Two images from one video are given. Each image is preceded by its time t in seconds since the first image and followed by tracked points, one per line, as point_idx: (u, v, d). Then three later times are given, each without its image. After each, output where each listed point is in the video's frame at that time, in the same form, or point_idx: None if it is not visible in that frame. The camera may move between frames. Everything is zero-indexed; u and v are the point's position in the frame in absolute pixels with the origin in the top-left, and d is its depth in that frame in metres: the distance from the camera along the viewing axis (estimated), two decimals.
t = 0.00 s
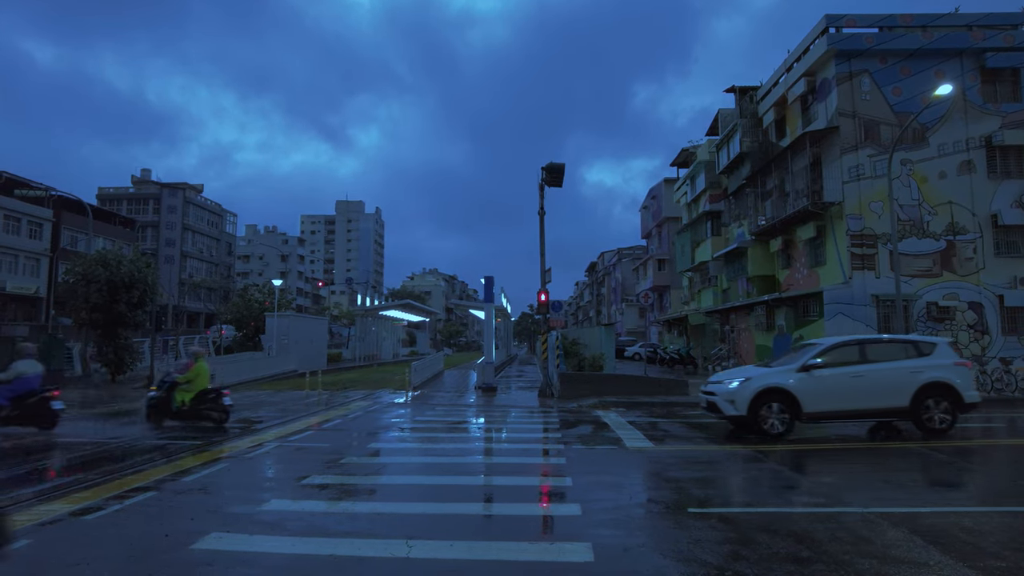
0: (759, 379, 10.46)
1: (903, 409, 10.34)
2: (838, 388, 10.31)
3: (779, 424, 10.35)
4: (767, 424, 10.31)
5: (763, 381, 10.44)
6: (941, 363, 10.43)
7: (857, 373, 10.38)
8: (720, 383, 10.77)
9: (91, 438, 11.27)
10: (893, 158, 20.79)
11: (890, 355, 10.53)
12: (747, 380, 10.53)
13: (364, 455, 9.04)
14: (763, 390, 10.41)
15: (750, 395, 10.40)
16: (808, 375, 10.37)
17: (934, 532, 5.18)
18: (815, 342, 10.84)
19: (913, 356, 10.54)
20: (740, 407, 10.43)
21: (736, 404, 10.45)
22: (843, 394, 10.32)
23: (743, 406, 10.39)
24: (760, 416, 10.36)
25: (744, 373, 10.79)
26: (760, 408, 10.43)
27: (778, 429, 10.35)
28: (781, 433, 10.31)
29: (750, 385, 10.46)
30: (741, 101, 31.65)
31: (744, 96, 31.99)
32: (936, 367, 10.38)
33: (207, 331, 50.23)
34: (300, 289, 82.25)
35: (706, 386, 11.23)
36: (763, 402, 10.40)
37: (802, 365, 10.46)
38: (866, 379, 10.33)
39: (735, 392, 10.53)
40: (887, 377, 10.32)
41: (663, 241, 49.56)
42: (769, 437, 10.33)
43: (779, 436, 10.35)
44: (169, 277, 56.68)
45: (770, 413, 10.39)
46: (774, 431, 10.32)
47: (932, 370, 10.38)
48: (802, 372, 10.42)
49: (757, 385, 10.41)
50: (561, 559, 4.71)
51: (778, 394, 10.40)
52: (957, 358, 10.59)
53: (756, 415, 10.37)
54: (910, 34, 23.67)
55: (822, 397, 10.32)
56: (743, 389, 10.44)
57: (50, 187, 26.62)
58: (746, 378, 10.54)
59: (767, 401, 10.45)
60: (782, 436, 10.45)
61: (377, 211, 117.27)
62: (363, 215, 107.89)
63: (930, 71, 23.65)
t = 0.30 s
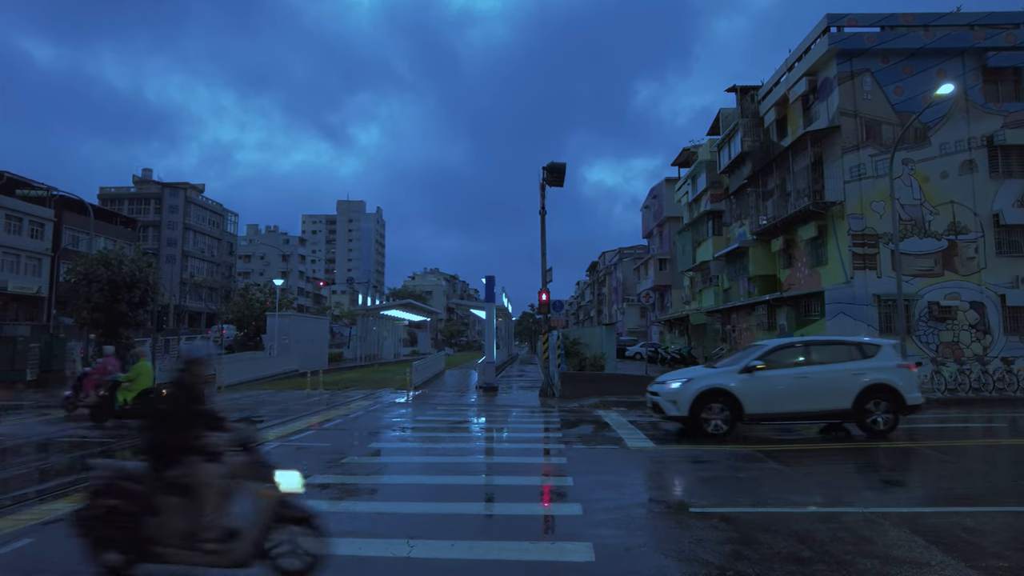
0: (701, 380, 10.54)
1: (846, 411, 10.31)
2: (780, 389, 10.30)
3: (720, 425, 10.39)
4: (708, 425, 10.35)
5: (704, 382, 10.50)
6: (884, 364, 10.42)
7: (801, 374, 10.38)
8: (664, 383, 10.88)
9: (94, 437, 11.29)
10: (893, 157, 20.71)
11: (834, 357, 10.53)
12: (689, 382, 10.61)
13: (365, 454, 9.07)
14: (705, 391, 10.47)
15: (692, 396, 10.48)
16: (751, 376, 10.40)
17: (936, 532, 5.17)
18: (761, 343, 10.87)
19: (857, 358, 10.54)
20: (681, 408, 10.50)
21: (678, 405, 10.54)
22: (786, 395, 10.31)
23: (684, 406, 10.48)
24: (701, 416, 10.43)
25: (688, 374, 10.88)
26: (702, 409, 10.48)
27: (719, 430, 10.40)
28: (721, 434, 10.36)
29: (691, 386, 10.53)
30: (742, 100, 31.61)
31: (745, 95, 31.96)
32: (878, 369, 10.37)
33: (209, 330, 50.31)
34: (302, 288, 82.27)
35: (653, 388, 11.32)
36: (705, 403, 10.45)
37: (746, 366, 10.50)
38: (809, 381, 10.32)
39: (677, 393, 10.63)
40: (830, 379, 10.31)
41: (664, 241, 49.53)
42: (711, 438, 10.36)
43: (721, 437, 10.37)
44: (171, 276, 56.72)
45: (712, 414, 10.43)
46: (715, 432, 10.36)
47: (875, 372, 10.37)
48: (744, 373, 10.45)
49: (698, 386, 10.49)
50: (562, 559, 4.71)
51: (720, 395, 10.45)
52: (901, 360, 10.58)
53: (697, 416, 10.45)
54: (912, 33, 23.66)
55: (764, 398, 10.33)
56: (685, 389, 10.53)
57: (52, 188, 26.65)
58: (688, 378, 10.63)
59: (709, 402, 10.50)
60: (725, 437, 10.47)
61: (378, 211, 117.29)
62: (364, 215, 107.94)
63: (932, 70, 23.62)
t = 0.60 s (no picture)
0: (637, 379, 10.60)
1: (783, 411, 10.24)
2: (715, 388, 10.28)
3: (656, 425, 10.38)
4: (643, 423, 10.35)
5: (640, 381, 10.56)
6: (821, 364, 10.34)
7: (737, 374, 10.34)
8: (603, 383, 10.96)
9: (98, 436, 11.33)
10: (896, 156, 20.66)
11: (772, 357, 10.48)
12: (625, 381, 10.69)
13: (366, 453, 9.10)
14: (640, 390, 10.52)
15: (628, 395, 10.54)
16: (686, 376, 10.41)
17: (938, 532, 5.16)
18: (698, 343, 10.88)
19: (794, 358, 10.48)
20: (617, 406, 10.56)
21: (614, 403, 10.60)
22: (721, 395, 10.28)
23: (621, 405, 10.54)
24: (637, 416, 10.45)
25: (627, 374, 10.95)
26: (637, 407, 10.52)
27: (655, 429, 10.37)
28: (656, 434, 10.33)
29: (627, 385, 10.59)
30: (743, 100, 31.56)
31: (747, 95, 31.94)
32: (815, 369, 10.30)
33: (210, 330, 50.37)
34: (303, 288, 82.29)
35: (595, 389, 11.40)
36: (640, 401, 10.48)
37: (681, 365, 10.52)
38: (745, 381, 10.28)
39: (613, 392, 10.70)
40: (765, 379, 10.25)
41: (665, 241, 49.51)
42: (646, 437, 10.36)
43: (655, 436, 10.36)
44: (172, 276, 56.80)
45: (647, 413, 10.45)
46: (650, 431, 10.35)
47: (812, 372, 10.31)
48: (679, 372, 10.47)
49: (634, 384, 10.56)
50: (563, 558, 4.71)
51: (656, 394, 10.48)
52: (840, 360, 10.51)
53: (634, 415, 10.47)
54: (913, 32, 23.63)
55: (698, 397, 10.31)
56: (621, 388, 10.59)
57: (54, 187, 26.70)
58: (625, 378, 10.69)
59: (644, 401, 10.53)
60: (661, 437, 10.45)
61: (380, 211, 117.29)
62: (365, 214, 107.89)
63: (933, 70, 23.58)
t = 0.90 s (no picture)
0: (571, 379, 10.66)
1: (715, 412, 10.17)
2: (647, 388, 10.30)
3: (588, 424, 10.43)
4: (575, 422, 10.40)
5: (574, 381, 10.62)
6: (755, 366, 10.23)
7: (669, 375, 10.33)
8: (540, 382, 11.04)
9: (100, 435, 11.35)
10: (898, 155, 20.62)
11: (706, 358, 10.42)
12: (560, 380, 10.75)
13: (367, 453, 9.11)
14: (573, 389, 10.58)
15: (561, 394, 10.61)
16: (619, 376, 10.45)
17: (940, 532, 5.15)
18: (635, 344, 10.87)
19: (729, 359, 10.39)
20: (552, 405, 10.63)
21: (548, 402, 10.68)
22: (653, 395, 10.30)
23: (554, 404, 10.62)
24: (569, 414, 10.54)
25: (563, 373, 11.02)
26: (571, 406, 10.58)
27: (587, 428, 10.42)
28: (587, 433, 10.40)
29: (561, 384, 10.67)
30: (744, 99, 31.53)
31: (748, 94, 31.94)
32: (749, 370, 10.19)
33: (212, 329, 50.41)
34: (304, 287, 82.32)
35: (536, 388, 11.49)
36: (574, 401, 10.54)
37: (615, 365, 10.57)
38: (676, 382, 10.26)
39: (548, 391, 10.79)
40: (697, 380, 10.21)
41: (666, 240, 49.50)
42: (578, 436, 10.41)
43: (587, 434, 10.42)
44: (173, 275, 56.86)
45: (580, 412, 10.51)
46: (581, 430, 10.42)
47: (744, 373, 10.20)
48: (612, 372, 10.51)
49: (566, 384, 10.63)
50: (564, 558, 4.71)
51: (588, 393, 10.54)
52: (775, 362, 10.36)
53: (566, 413, 10.56)
54: (915, 31, 23.60)
55: (630, 397, 10.35)
56: (555, 387, 10.64)
57: (56, 187, 26.75)
58: (559, 377, 10.76)
59: (578, 400, 10.59)
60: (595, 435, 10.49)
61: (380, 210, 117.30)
62: (366, 214, 107.91)
63: (935, 69, 23.55)
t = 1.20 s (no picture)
0: (505, 378, 10.76)
1: (645, 412, 10.29)
2: (578, 388, 10.42)
3: (520, 423, 10.53)
4: (507, 422, 10.51)
5: (507, 380, 10.73)
6: (685, 365, 10.32)
7: (600, 374, 10.46)
8: (475, 381, 11.14)
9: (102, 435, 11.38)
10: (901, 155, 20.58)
11: (638, 358, 10.52)
12: (494, 379, 10.85)
13: (368, 453, 9.11)
14: (506, 388, 10.69)
15: (494, 392, 10.71)
16: (551, 375, 10.56)
17: (942, 532, 5.15)
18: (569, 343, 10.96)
19: (661, 359, 10.48)
20: (486, 404, 10.73)
21: (482, 400, 10.76)
22: (584, 394, 10.42)
23: (487, 402, 10.70)
24: (503, 413, 10.63)
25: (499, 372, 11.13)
26: (505, 405, 10.68)
27: (519, 427, 10.54)
28: (520, 431, 10.51)
29: (495, 383, 10.76)
30: (746, 99, 31.50)
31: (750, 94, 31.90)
32: (679, 370, 10.29)
33: (214, 328, 50.45)
34: (305, 287, 82.43)
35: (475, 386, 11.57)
36: (507, 400, 10.64)
37: (548, 365, 10.66)
38: (608, 381, 10.37)
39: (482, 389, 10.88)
40: (628, 380, 10.32)
41: (668, 240, 49.45)
42: (510, 435, 10.54)
43: (519, 433, 10.54)
44: (175, 274, 56.95)
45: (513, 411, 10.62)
46: (513, 428, 10.52)
47: (675, 372, 10.29)
48: (545, 372, 10.62)
49: (500, 382, 10.74)
50: (566, 557, 4.71)
51: (521, 392, 10.64)
52: (707, 362, 10.43)
53: (499, 412, 10.66)
54: (917, 30, 23.54)
55: (561, 396, 10.47)
56: (489, 386, 10.74)
57: (59, 187, 26.81)
58: (494, 376, 10.86)
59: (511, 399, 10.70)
60: (527, 434, 10.62)
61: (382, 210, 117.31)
62: (367, 214, 107.92)
63: (938, 68, 23.51)
